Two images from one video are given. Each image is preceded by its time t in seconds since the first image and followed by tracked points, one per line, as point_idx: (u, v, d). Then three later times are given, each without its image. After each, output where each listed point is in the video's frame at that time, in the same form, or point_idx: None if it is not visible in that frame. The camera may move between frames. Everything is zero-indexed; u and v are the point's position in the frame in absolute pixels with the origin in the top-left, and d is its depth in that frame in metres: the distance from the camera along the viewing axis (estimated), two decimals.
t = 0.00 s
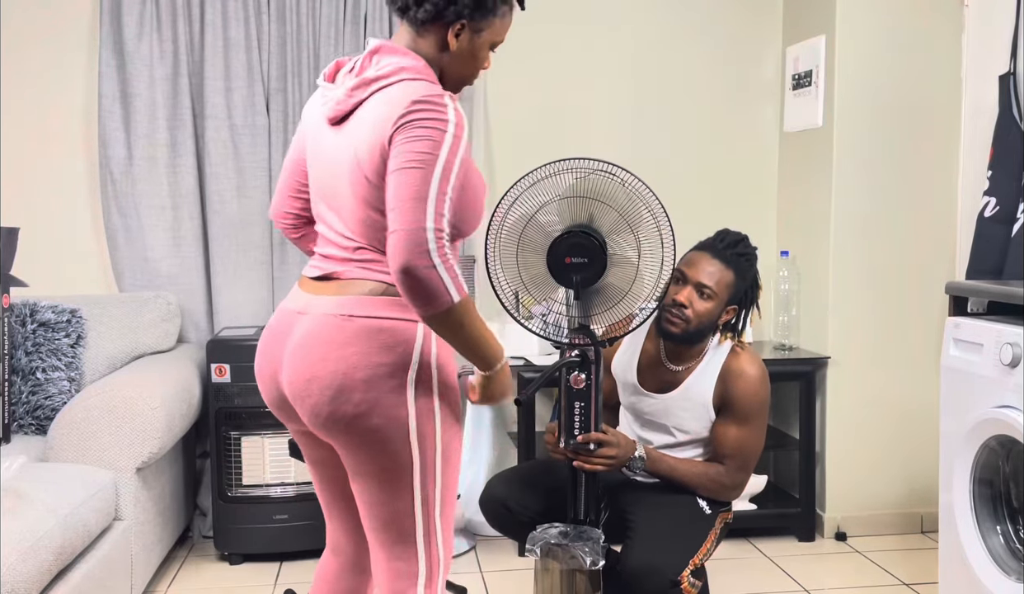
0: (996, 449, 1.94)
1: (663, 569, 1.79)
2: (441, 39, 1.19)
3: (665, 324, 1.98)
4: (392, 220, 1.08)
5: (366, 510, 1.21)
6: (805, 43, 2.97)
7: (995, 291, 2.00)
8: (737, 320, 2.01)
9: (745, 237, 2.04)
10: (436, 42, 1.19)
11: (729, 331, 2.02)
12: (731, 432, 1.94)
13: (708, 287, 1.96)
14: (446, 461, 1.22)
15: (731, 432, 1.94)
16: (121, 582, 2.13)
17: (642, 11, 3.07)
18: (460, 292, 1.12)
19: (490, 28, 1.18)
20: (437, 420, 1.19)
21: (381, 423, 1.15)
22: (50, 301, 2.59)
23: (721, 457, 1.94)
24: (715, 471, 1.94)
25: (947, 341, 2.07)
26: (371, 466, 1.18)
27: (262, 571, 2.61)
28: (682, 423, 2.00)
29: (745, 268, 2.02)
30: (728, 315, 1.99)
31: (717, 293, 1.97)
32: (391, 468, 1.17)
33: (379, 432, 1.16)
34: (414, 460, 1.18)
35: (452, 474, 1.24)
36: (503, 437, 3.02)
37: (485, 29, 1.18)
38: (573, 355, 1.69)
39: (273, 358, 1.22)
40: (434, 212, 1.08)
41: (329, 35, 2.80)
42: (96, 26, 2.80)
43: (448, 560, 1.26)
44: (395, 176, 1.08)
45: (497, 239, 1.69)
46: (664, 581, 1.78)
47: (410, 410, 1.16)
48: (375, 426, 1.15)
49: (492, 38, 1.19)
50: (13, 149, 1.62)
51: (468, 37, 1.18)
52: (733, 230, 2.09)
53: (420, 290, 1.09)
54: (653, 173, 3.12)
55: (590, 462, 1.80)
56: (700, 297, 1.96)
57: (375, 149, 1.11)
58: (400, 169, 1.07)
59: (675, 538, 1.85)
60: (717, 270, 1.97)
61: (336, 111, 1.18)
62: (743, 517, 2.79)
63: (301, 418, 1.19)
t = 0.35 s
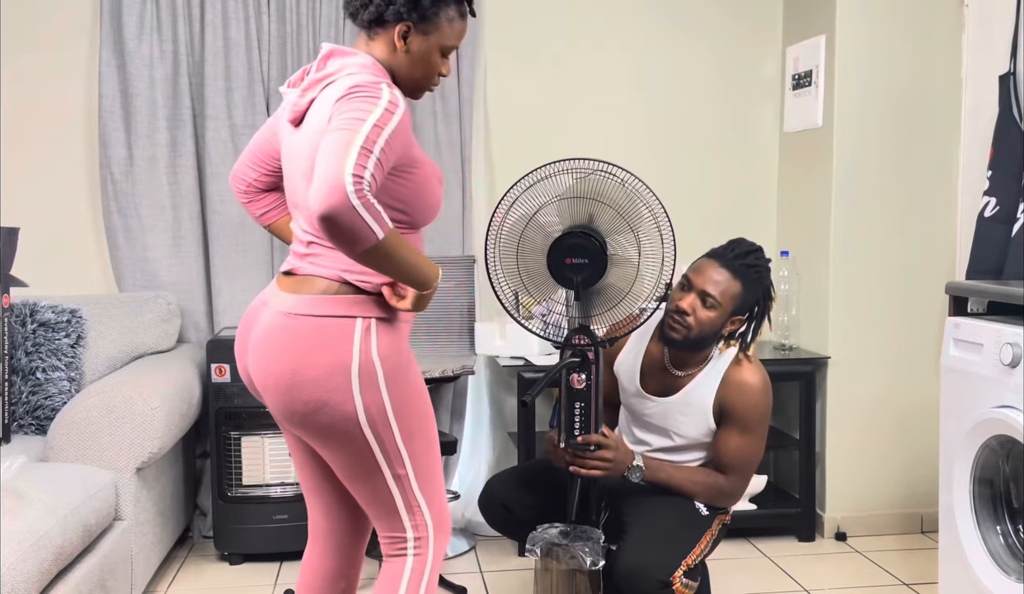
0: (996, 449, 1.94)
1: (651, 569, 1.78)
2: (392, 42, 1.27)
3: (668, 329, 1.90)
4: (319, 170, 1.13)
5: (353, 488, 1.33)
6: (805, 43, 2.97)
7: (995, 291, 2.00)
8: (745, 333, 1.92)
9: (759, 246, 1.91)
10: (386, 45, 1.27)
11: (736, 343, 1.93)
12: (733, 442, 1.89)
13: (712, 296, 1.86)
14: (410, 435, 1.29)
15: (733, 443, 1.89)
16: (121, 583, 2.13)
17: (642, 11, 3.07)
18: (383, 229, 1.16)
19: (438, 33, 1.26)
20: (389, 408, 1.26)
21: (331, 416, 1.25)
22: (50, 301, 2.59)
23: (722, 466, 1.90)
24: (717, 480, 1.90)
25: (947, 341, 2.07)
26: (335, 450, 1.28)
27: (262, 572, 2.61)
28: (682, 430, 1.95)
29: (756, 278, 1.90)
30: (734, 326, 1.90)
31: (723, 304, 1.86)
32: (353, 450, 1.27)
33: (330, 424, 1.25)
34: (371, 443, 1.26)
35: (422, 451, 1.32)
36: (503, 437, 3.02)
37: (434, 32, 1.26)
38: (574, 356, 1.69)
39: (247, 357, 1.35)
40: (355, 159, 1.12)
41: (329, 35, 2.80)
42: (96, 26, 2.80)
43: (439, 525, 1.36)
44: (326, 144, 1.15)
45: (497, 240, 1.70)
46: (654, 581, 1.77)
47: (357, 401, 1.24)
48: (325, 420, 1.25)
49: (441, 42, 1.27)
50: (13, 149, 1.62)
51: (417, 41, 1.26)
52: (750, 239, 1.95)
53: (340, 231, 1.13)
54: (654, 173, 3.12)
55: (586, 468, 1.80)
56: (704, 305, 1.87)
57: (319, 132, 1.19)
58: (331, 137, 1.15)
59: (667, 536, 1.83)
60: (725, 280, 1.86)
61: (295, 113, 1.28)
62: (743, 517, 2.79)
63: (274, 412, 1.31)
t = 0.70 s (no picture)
0: (996, 449, 1.94)
1: (647, 566, 1.79)
2: (387, 43, 1.28)
3: (678, 349, 1.87)
4: (304, 166, 1.14)
5: (359, 482, 1.34)
6: (805, 43, 2.97)
7: (995, 291, 2.00)
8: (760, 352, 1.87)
9: (777, 267, 1.82)
10: (381, 46, 1.29)
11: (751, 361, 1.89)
12: (739, 453, 1.88)
13: (722, 319, 1.81)
14: (416, 428, 1.31)
15: (739, 454, 1.88)
16: (121, 583, 2.13)
17: (641, 11, 3.07)
18: (359, 226, 1.17)
19: (431, 35, 1.28)
20: (400, 400, 1.28)
21: (343, 409, 1.26)
22: (50, 301, 2.59)
23: (727, 476, 1.90)
24: (720, 487, 1.90)
25: (947, 341, 2.07)
26: (344, 443, 1.29)
27: (262, 572, 2.61)
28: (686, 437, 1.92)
29: (773, 300, 1.82)
30: (747, 348, 1.85)
31: (733, 327, 1.81)
32: (363, 444, 1.29)
33: (343, 416, 1.26)
34: (381, 436, 1.28)
35: (429, 443, 1.34)
36: (503, 437, 3.02)
37: (427, 34, 1.28)
38: (575, 356, 1.69)
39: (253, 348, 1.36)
40: (340, 159, 1.13)
41: (330, 35, 2.80)
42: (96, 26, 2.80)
43: (441, 515, 1.39)
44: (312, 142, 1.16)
45: (499, 241, 1.70)
46: (648, 578, 1.78)
47: (370, 393, 1.25)
48: (338, 412, 1.26)
49: (435, 44, 1.29)
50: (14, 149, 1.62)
51: (412, 43, 1.28)
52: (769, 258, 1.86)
53: (320, 226, 1.14)
54: (654, 173, 3.12)
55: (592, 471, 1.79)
56: (714, 328, 1.83)
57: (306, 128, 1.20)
58: (316, 134, 1.15)
59: (664, 534, 1.83)
60: (737, 304, 1.80)
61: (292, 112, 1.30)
62: (743, 517, 2.79)
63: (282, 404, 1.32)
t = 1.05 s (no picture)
0: (996, 449, 1.94)
1: (651, 566, 1.78)
2: (414, 46, 1.29)
3: (683, 353, 1.85)
4: (325, 147, 1.14)
5: (368, 481, 1.35)
6: (805, 43, 2.97)
7: (995, 291, 2.00)
8: (769, 363, 1.84)
9: (791, 275, 1.80)
10: (408, 49, 1.29)
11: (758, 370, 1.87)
12: (744, 459, 1.88)
13: (730, 326, 1.79)
14: (428, 431, 1.32)
15: (745, 459, 1.88)
16: (121, 583, 2.13)
17: (642, 11, 3.07)
18: (371, 218, 1.15)
19: (458, 42, 1.28)
20: (415, 399, 1.30)
21: (359, 403, 1.28)
22: (50, 301, 2.60)
23: (732, 481, 1.90)
24: (722, 490, 1.90)
25: (947, 341, 2.07)
26: (357, 439, 1.31)
27: (262, 572, 2.61)
28: (691, 438, 1.92)
29: (783, 309, 1.80)
30: (754, 357, 1.82)
31: (740, 334, 1.79)
32: (375, 442, 1.30)
33: (357, 411, 1.28)
34: (393, 435, 1.30)
35: (440, 448, 1.35)
36: (503, 437, 3.02)
37: (454, 41, 1.28)
38: (575, 357, 1.70)
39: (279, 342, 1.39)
40: (361, 142, 1.13)
41: (330, 36, 2.80)
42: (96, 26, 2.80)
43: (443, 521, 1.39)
44: (335, 126, 1.16)
45: (498, 241, 1.70)
46: (653, 577, 1.77)
47: (386, 389, 1.28)
48: (353, 407, 1.28)
49: (460, 52, 1.29)
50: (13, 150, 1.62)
51: (438, 48, 1.28)
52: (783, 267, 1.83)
53: (334, 205, 1.13)
54: (653, 173, 3.12)
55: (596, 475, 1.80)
56: (721, 334, 1.80)
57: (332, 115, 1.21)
58: (341, 119, 1.16)
59: (666, 534, 1.83)
60: (745, 311, 1.78)
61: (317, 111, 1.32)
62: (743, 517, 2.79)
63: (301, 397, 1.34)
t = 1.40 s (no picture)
0: (996, 449, 1.94)
1: (652, 567, 1.81)
2: (439, 52, 1.31)
3: (679, 346, 1.85)
4: (358, 171, 1.16)
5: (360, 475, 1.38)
6: (805, 43, 2.97)
7: (996, 291, 2.00)
8: (763, 354, 1.84)
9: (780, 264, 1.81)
10: (433, 54, 1.31)
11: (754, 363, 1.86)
12: (746, 455, 1.88)
13: (724, 316, 1.79)
14: (419, 430, 1.34)
15: (747, 455, 1.88)
16: (121, 582, 2.13)
17: (642, 12, 3.07)
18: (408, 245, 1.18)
19: (483, 52, 1.30)
20: (408, 398, 1.31)
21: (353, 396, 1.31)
22: (50, 301, 2.60)
23: (733, 478, 1.90)
24: (724, 488, 1.91)
25: (947, 341, 2.07)
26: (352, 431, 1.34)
27: (262, 571, 2.61)
28: (690, 438, 1.90)
29: (775, 298, 1.80)
30: (749, 349, 1.82)
31: (734, 323, 1.80)
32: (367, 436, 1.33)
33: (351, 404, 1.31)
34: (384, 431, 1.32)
35: (432, 449, 1.36)
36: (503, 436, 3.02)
37: (479, 51, 1.30)
38: (574, 356, 1.70)
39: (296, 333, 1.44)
40: (395, 167, 1.15)
41: (330, 36, 2.80)
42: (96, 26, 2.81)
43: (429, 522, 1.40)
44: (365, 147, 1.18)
45: (499, 241, 1.71)
46: (656, 577, 1.80)
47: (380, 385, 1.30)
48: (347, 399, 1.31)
49: (485, 62, 1.31)
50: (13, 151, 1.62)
51: (463, 57, 1.30)
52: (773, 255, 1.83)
53: (372, 234, 1.15)
54: (653, 173, 3.12)
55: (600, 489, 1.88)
56: (716, 325, 1.80)
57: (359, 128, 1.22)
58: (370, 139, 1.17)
59: (666, 534, 1.85)
60: (738, 301, 1.78)
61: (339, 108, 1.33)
62: (742, 518, 2.79)
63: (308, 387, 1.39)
